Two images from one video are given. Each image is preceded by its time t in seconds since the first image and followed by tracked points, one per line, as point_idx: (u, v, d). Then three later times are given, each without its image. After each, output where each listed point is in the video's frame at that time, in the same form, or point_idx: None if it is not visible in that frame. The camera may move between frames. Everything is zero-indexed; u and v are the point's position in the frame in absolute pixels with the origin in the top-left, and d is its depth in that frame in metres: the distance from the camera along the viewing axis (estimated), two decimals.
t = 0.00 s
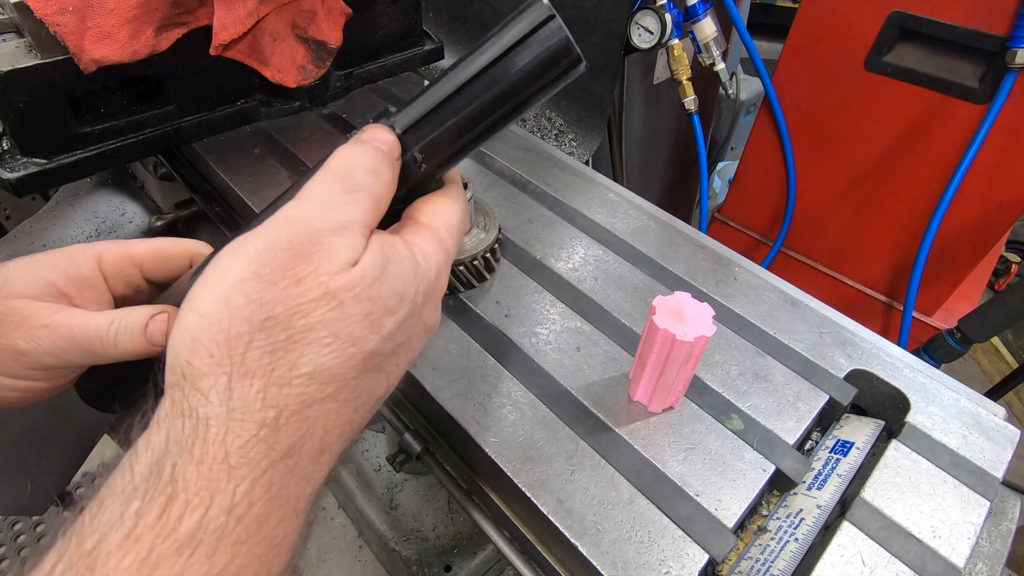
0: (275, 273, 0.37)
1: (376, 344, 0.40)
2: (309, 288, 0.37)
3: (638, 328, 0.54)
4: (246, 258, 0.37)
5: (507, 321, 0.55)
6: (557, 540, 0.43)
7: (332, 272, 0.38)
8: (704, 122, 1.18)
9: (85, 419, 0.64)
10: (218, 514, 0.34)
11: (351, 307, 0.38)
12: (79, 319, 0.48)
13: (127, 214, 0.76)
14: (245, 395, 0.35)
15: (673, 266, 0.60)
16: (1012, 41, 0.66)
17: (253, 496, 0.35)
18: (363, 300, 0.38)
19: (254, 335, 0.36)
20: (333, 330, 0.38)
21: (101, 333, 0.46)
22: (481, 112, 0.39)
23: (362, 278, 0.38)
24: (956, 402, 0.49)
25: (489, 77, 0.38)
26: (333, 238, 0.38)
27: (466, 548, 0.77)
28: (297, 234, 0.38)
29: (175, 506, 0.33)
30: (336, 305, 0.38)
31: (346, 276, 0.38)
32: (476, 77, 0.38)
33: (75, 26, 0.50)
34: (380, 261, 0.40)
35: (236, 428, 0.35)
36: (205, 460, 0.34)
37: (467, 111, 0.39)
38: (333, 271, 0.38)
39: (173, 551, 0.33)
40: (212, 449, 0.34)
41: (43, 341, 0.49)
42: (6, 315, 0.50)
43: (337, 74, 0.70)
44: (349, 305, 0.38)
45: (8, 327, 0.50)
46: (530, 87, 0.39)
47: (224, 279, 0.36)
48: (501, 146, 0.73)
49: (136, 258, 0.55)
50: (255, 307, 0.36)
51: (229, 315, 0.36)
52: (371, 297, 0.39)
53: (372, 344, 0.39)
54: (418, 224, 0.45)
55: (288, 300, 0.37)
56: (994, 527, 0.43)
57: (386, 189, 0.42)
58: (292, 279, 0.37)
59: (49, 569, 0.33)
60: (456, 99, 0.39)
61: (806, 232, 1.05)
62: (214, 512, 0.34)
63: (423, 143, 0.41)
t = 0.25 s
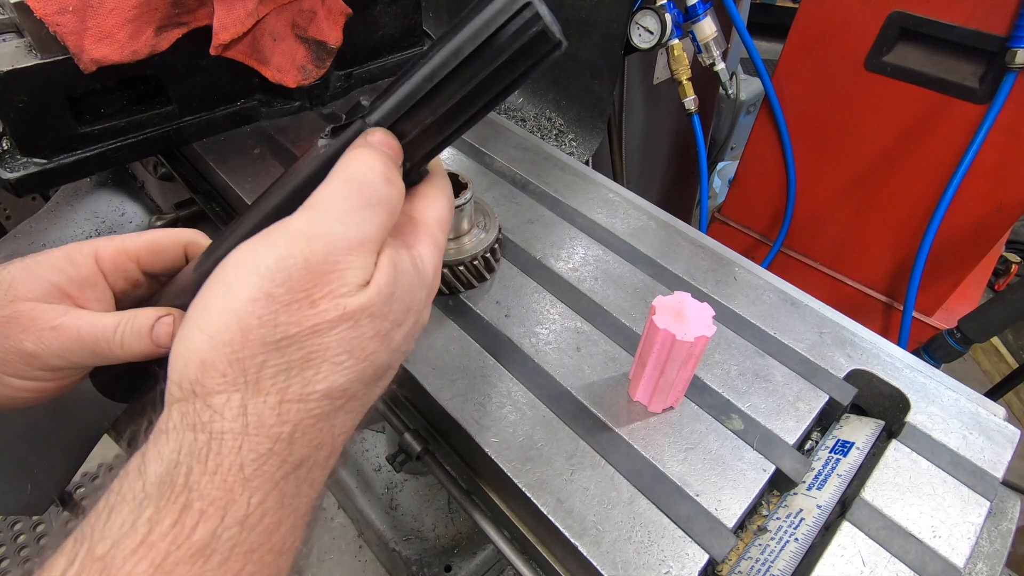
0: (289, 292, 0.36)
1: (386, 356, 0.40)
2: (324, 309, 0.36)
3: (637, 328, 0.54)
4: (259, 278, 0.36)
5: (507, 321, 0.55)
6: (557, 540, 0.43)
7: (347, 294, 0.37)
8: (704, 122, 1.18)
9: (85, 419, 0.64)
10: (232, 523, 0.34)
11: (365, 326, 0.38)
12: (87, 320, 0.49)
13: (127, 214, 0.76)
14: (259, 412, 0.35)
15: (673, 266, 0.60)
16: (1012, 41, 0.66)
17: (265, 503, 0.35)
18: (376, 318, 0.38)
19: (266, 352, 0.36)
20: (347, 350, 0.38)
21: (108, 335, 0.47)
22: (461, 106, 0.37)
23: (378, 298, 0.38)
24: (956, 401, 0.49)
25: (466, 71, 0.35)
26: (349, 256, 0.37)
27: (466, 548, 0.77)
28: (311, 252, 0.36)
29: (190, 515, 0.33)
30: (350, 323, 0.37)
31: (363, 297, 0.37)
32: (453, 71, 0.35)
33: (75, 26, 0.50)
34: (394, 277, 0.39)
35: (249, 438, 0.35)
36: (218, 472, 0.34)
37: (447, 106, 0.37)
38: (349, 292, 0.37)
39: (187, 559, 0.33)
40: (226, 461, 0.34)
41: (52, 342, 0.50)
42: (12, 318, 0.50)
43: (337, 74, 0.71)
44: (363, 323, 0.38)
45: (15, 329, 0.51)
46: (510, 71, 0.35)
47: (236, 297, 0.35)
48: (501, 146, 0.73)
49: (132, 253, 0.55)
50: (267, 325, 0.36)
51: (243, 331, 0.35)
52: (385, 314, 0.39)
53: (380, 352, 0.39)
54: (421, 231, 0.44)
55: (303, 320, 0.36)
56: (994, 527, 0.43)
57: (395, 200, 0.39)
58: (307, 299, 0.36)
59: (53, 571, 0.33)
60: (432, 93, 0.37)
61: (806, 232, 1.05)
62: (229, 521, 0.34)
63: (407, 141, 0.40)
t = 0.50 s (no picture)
0: (291, 302, 0.36)
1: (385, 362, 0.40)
2: (325, 318, 0.36)
3: (638, 327, 0.54)
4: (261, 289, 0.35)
5: (507, 321, 0.55)
6: (557, 540, 0.43)
7: (347, 304, 0.37)
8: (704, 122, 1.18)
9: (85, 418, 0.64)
10: (233, 526, 0.35)
11: (366, 334, 0.38)
12: (92, 326, 0.49)
13: (127, 214, 0.76)
14: (260, 418, 0.36)
15: (673, 266, 0.60)
16: (1012, 41, 0.66)
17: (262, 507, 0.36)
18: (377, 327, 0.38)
19: (268, 359, 0.36)
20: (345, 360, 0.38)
21: (115, 342, 0.47)
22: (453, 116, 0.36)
23: (378, 307, 0.38)
24: (956, 401, 0.49)
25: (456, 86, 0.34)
26: (351, 265, 0.37)
27: (466, 548, 0.77)
28: (312, 260, 0.36)
29: (192, 518, 0.34)
30: (351, 332, 0.37)
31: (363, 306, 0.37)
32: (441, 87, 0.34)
33: (75, 26, 0.50)
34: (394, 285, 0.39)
35: (249, 440, 0.35)
36: (218, 476, 0.35)
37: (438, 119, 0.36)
38: (349, 302, 0.37)
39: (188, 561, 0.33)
40: (227, 465, 0.35)
41: (57, 348, 0.50)
42: (16, 323, 0.50)
43: (337, 74, 0.71)
44: (364, 332, 0.38)
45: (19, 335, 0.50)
46: (501, 81, 0.34)
47: (237, 306, 0.35)
48: (501, 146, 0.73)
49: (131, 253, 0.55)
50: (268, 331, 0.35)
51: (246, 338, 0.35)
52: (385, 323, 0.38)
53: (379, 356, 0.39)
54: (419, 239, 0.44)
55: (305, 329, 0.36)
56: (994, 527, 0.43)
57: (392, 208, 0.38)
58: (308, 309, 0.36)
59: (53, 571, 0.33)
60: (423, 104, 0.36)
61: (806, 232, 1.05)
62: (230, 523, 0.35)
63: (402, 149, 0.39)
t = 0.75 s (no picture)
0: (289, 304, 0.36)
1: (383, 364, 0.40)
2: (323, 321, 0.36)
3: (638, 327, 0.54)
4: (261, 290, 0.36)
5: (507, 321, 0.55)
6: (557, 540, 0.43)
7: (346, 306, 0.37)
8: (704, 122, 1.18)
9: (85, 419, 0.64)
10: (234, 524, 0.35)
11: (363, 338, 0.38)
12: (101, 333, 0.49)
13: (127, 214, 0.76)
14: (259, 419, 0.36)
15: (673, 266, 0.60)
16: (1012, 41, 0.66)
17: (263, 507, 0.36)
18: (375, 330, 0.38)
19: (271, 360, 0.36)
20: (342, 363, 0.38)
21: (122, 349, 0.48)
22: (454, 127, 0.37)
23: (375, 309, 0.38)
24: (956, 401, 0.49)
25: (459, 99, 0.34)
26: (348, 267, 0.37)
27: (466, 548, 0.77)
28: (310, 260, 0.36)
29: (193, 516, 0.34)
30: (349, 335, 0.37)
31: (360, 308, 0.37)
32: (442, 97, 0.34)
33: (75, 26, 0.50)
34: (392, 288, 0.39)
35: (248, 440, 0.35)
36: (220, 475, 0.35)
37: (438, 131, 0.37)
38: (347, 303, 0.37)
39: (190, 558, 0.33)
40: (228, 465, 0.35)
41: (64, 354, 0.50)
42: (26, 330, 0.50)
43: (338, 74, 0.71)
44: (361, 335, 0.38)
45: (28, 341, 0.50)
46: (501, 92, 0.34)
47: (237, 307, 0.35)
48: (501, 146, 0.73)
49: (139, 259, 0.55)
50: (269, 333, 0.36)
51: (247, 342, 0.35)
52: (383, 325, 0.38)
53: (377, 358, 0.39)
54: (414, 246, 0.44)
55: (303, 331, 0.36)
56: (994, 527, 0.43)
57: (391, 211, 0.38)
58: (307, 311, 0.36)
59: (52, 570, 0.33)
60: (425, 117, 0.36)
61: (806, 232, 1.05)
62: (231, 522, 0.35)
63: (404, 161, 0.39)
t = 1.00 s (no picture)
0: (315, 230, 0.35)
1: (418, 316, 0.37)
2: (347, 248, 0.35)
3: (637, 328, 0.54)
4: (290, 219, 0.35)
5: (507, 321, 0.55)
6: (557, 540, 0.43)
7: (373, 232, 0.35)
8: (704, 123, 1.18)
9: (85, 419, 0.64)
10: (267, 483, 0.34)
11: (393, 274, 0.35)
12: (109, 343, 0.50)
13: (127, 213, 0.76)
14: (289, 360, 0.35)
15: (672, 266, 0.60)
16: (1012, 41, 0.66)
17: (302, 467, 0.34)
18: (405, 267, 0.36)
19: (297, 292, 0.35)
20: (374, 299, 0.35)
21: (126, 358, 0.48)
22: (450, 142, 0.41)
23: (401, 240, 0.35)
24: (956, 401, 0.49)
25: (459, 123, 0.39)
26: (373, 192, 0.36)
27: (465, 548, 0.77)
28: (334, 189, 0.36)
29: (227, 473, 0.33)
30: (376, 269, 0.35)
31: (385, 238, 0.35)
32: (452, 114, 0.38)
33: (75, 26, 0.50)
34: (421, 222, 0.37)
35: (277, 388, 0.34)
36: (252, 428, 0.34)
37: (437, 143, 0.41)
38: (373, 229, 0.35)
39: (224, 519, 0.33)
40: (258, 418, 0.34)
41: (72, 365, 0.51)
42: (38, 341, 0.51)
43: (338, 74, 0.71)
44: (391, 271, 0.35)
45: (40, 354, 0.52)
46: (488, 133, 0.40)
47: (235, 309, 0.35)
48: (501, 147, 0.73)
49: (147, 277, 0.55)
50: (297, 263, 0.35)
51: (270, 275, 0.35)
52: (416, 262, 0.36)
53: (414, 304, 0.37)
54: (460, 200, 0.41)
55: (327, 263, 0.35)
56: (994, 527, 0.43)
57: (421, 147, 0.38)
58: (332, 240, 0.35)
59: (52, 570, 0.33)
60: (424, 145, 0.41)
61: (806, 232, 1.05)
62: (265, 480, 0.34)
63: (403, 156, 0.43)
